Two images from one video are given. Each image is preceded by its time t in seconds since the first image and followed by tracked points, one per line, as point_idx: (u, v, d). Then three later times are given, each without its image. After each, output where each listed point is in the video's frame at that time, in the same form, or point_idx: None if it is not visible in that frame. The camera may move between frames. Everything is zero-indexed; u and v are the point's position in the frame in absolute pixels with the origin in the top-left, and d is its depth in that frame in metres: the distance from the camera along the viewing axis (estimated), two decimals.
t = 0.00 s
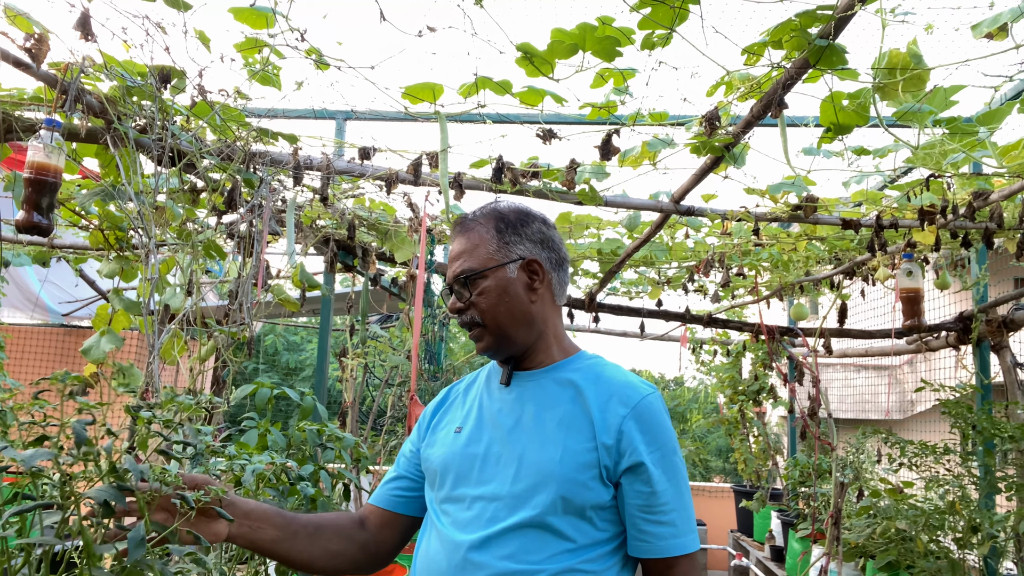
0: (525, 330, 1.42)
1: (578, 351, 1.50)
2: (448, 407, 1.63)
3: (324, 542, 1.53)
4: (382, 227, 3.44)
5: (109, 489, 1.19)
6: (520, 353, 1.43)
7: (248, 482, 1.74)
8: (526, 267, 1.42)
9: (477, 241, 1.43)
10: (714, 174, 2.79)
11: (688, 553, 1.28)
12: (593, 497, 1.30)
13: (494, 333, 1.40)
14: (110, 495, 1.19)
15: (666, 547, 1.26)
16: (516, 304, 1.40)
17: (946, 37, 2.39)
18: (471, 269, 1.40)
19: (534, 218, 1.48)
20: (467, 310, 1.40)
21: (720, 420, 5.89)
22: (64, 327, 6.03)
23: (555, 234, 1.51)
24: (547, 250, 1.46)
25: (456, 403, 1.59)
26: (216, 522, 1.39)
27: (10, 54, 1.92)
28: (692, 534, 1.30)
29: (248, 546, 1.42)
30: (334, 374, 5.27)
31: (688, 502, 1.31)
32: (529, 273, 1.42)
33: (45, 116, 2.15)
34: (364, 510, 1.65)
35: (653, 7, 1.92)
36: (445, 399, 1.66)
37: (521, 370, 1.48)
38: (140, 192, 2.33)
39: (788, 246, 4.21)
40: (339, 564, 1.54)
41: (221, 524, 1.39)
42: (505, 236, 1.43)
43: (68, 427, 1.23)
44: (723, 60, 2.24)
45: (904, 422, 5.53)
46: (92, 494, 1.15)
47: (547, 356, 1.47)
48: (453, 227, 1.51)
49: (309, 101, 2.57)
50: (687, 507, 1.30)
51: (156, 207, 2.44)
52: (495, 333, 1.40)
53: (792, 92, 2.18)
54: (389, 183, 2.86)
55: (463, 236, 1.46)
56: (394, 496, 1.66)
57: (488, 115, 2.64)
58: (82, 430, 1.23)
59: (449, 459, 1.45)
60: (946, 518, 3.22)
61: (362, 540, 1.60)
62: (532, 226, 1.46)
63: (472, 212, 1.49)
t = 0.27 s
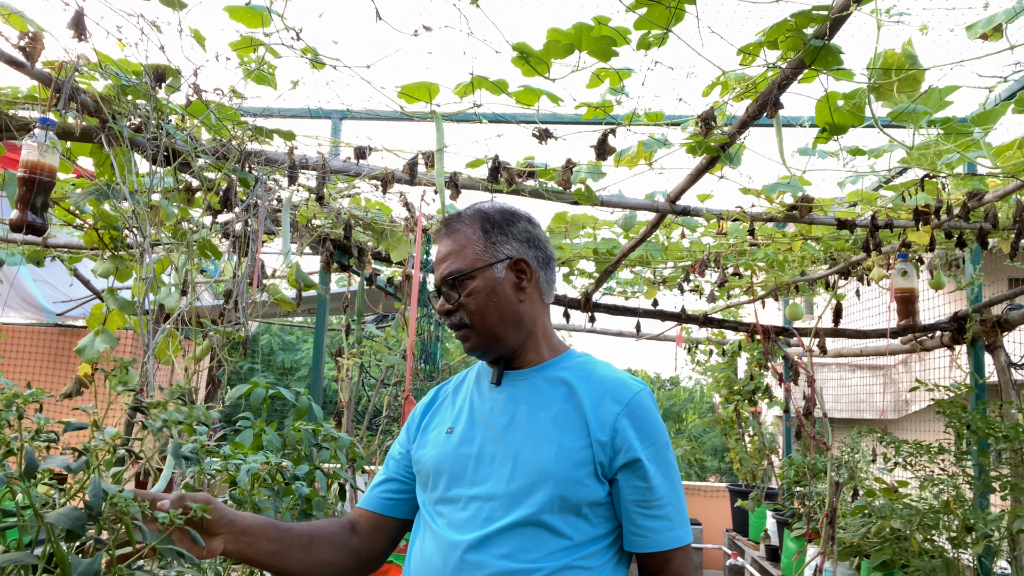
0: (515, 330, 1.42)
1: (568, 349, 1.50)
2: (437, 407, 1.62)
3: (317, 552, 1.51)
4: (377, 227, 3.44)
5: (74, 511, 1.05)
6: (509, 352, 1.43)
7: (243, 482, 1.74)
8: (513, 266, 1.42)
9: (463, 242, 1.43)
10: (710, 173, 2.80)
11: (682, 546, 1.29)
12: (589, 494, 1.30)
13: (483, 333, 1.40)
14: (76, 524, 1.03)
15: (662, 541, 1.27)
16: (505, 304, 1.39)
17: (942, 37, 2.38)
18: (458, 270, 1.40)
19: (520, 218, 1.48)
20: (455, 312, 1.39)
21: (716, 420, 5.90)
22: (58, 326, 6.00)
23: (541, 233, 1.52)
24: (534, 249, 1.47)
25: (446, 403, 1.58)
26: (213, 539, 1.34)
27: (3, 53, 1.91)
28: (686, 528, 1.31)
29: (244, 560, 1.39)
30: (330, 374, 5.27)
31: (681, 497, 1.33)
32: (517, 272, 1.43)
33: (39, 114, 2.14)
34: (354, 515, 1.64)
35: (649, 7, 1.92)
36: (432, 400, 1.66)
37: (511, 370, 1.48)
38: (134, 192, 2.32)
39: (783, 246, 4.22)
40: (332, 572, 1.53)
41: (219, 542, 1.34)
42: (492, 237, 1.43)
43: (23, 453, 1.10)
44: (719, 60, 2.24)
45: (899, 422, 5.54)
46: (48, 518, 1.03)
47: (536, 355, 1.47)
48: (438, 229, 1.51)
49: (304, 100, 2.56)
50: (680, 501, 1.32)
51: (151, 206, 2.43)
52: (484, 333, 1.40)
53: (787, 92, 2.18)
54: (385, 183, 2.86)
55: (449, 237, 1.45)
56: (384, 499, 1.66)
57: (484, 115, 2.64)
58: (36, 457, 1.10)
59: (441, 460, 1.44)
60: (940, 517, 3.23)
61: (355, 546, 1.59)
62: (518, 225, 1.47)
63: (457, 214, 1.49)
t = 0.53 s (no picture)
0: (508, 330, 1.42)
1: (561, 348, 1.50)
2: (431, 407, 1.62)
3: (319, 560, 1.51)
4: (375, 227, 3.44)
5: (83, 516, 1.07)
6: (503, 353, 1.43)
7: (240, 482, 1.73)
8: (506, 267, 1.42)
9: (455, 243, 1.43)
10: (708, 173, 2.80)
11: (677, 542, 1.29)
12: (583, 491, 1.30)
13: (477, 335, 1.39)
14: (96, 530, 1.05)
15: (656, 537, 1.27)
16: (499, 305, 1.39)
17: (938, 38, 2.38)
18: (451, 272, 1.40)
19: (510, 219, 1.49)
20: (448, 313, 1.39)
21: (713, 420, 5.91)
22: (54, 326, 5.99)
23: (532, 233, 1.52)
24: (526, 249, 1.47)
25: (440, 402, 1.58)
26: (218, 553, 1.35)
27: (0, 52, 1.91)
28: (680, 524, 1.31)
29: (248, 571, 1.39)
30: (327, 374, 5.26)
31: (675, 492, 1.33)
32: (510, 272, 1.43)
33: (36, 114, 2.14)
34: (351, 519, 1.64)
35: (646, 7, 1.92)
36: (426, 400, 1.66)
37: (504, 369, 1.48)
38: (132, 191, 2.32)
39: (781, 247, 4.22)
40: None
41: (224, 557, 1.35)
42: (483, 237, 1.43)
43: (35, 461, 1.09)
44: (716, 60, 2.24)
45: (896, 422, 5.55)
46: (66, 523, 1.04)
47: (529, 354, 1.47)
48: (428, 231, 1.50)
49: (302, 99, 2.56)
50: (674, 497, 1.32)
51: (148, 205, 2.42)
52: (478, 335, 1.40)
53: (785, 92, 2.19)
54: (382, 183, 2.85)
55: (440, 238, 1.45)
56: (380, 502, 1.65)
57: (481, 114, 2.64)
58: (50, 465, 1.09)
59: (435, 459, 1.44)
60: (937, 517, 3.23)
61: (355, 551, 1.59)
62: (509, 226, 1.47)
63: (447, 215, 1.48)
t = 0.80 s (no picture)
0: (507, 330, 1.42)
1: (560, 349, 1.50)
2: (431, 407, 1.62)
3: (323, 560, 1.51)
4: (378, 228, 3.44)
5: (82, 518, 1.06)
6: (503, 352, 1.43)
7: (244, 482, 1.73)
8: (506, 267, 1.42)
9: (456, 243, 1.43)
10: (710, 174, 2.79)
11: (675, 543, 1.29)
12: (582, 492, 1.30)
13: (478, 335, 1.39)
14: (89, 531, 1.04)
15: (654, 539, 1.27)
16: (499, 305, 1.40)
17: (941, 38, 2.37)
18: (451, 272, 1.40)
19: (511, 219, 1.49)
20: (448, 313, 1.39)
21: (716, 420, 5.90)
22: (57, 327, 6.00)
23: (532, 234, 1.52)
24: (526, 250, 1.47)
25: (439, 402, 1.58)
26: (225, 553, 1.36)
27: (4, 54, 1.91)
28: (679, 525, 1.31)
29: (255, 571, 1.40)
30: (330, 374, 5.27)
31: (674, 493, 1.33)
32: (510, 272, 1.43)
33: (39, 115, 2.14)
34: (353, 520, 1.64)
35: (649, 7, 1.92)
36: (426, 401, 1.66)
37: (504, 369, 1.48)
38: (135, 192, 2.32)
39: (783, 247, 4.22)
40: None
41: (230, 558, 1.36)
42: (484, 237, 1.43)
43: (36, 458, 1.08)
44: (719, 61, 2.24)
45: (899, 422, 5.54)
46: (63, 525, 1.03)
47: (528, 355, 1.47)
48: (429, 230, 1.51)
49: (304, 101, 2.56)
50: (673, 498, 1.32)
51: (151, 207, 2.43)
52: (479, 334, 1.40)
53: (787, 93, 2.18)
54: (385, 183, 2.86)
55: (441, 238, 1.45)
56: (380, 503, 1.65)
57: (484, 115, 2.64)
58: (49, 462, 1.08)
59: (434, 460, 1.44)
60: (941, 518, 3.23)
61: (357, 552, 1.59)
62: (510, 226, 1.47)
63: (448, 215, 1.49)
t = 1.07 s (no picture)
0: (535, 325, 1.46)
1: (565, 350, 1.52)
2: (434, 409, 1.62)
3: (328, 560, 1.52)
4: (383, 229, 3.45)
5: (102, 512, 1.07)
6: (522, 348, 1.45)
7: (251, 483, 1.74)
8: (541, 266, 1.48)
9: (503, 230, 1.45)
10: (716, 174, 2.79)
11: (677, 543, 1.28)
12: (583, 492, 1.30)
13: (509, 324, 1.41)
14: (106, 524, 1.06)
15: (656, 539, 1.27)
16: (534, 301, 1.43)
17: (948, 38, 2.36)
18: (499, 255, 1.42)
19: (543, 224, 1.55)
20: (489, 296, 1.40)
21: (722, 421, 5.89)
22: (65, 328, 6.02)
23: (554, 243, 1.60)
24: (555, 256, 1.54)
25: (442, 404, 1.59)
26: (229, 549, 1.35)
27: (12, 56, 1.92)
28: (681, 525, 1.31)
29: (259, 569, 1.39)
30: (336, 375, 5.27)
31: (676, 493, 1.32)
32: (543, 272, 1.48)
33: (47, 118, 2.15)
34: (357, 523, 1.64)
35: (654, 8, 1.91)
36: (428, 404, 1.66)
37: (508, 371, 1.48)
38: (142, 194, 2.33)
39: (790, 248, 4.21)
40: None
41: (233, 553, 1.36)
42: (528, 232, 1.48)
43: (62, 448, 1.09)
44: (725, 62, 2.24)
45: (906, 424, 5.51)
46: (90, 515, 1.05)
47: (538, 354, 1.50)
48: (465, 212, 1.51)
49: (311, 103, 2.57)
50: (675, 497, 1.32)
51: (158, 208, 2.44)
52: (509, 324, 1.41)
53: (793, 93, 2.18)
54: (391, 185, 2.86)
55: (485, 222, 1.47)
56: (383, 507, 1.65)
57: (489, 116, 2.65)
58: (75, 453, 1.09)
59: (436, 462, 1.44)
60: (949, 520, 3.22)
61: (361, 554, 1.59)
62: (544, 229, 1.53)
63: (490, 202, 1.51)
